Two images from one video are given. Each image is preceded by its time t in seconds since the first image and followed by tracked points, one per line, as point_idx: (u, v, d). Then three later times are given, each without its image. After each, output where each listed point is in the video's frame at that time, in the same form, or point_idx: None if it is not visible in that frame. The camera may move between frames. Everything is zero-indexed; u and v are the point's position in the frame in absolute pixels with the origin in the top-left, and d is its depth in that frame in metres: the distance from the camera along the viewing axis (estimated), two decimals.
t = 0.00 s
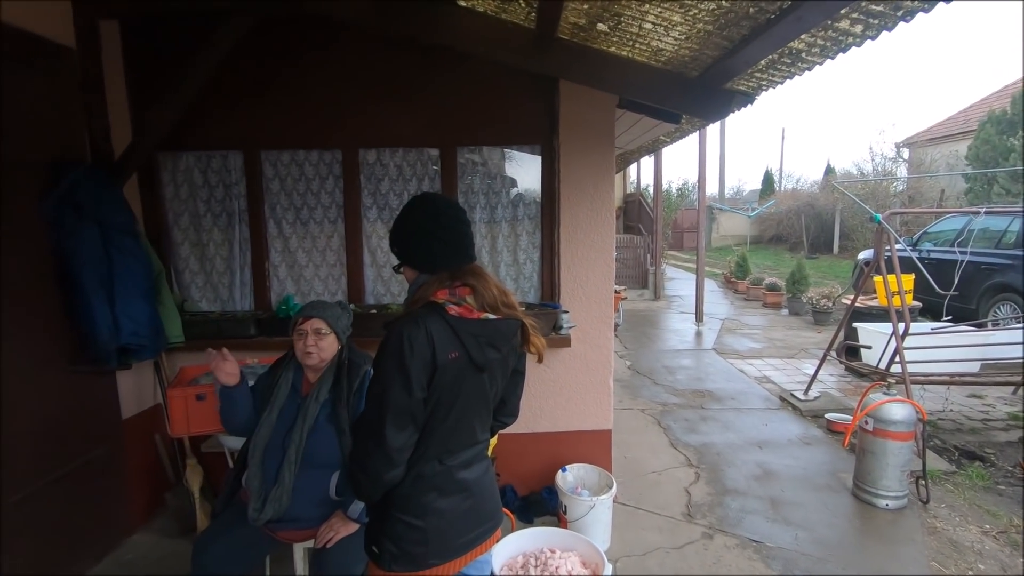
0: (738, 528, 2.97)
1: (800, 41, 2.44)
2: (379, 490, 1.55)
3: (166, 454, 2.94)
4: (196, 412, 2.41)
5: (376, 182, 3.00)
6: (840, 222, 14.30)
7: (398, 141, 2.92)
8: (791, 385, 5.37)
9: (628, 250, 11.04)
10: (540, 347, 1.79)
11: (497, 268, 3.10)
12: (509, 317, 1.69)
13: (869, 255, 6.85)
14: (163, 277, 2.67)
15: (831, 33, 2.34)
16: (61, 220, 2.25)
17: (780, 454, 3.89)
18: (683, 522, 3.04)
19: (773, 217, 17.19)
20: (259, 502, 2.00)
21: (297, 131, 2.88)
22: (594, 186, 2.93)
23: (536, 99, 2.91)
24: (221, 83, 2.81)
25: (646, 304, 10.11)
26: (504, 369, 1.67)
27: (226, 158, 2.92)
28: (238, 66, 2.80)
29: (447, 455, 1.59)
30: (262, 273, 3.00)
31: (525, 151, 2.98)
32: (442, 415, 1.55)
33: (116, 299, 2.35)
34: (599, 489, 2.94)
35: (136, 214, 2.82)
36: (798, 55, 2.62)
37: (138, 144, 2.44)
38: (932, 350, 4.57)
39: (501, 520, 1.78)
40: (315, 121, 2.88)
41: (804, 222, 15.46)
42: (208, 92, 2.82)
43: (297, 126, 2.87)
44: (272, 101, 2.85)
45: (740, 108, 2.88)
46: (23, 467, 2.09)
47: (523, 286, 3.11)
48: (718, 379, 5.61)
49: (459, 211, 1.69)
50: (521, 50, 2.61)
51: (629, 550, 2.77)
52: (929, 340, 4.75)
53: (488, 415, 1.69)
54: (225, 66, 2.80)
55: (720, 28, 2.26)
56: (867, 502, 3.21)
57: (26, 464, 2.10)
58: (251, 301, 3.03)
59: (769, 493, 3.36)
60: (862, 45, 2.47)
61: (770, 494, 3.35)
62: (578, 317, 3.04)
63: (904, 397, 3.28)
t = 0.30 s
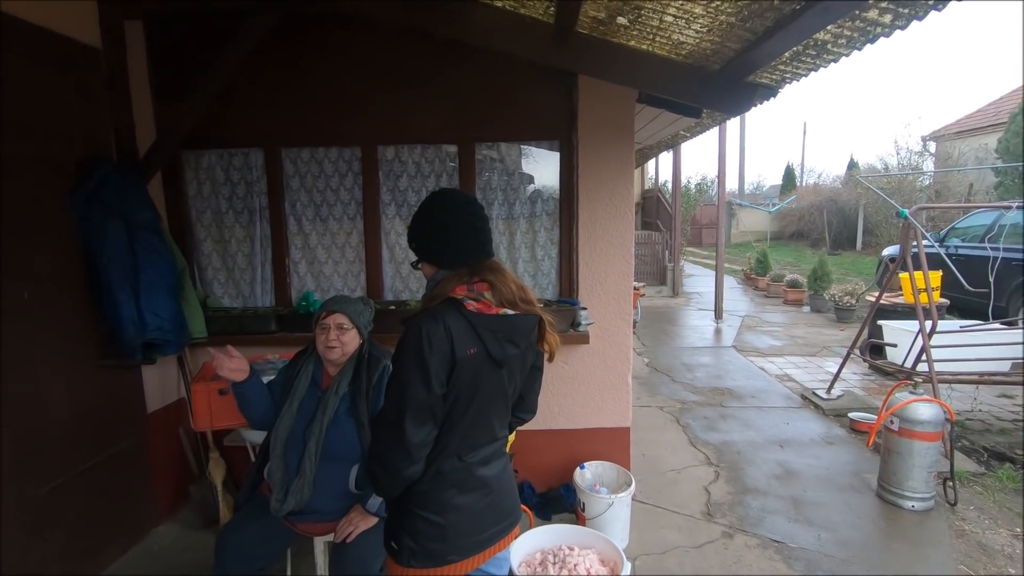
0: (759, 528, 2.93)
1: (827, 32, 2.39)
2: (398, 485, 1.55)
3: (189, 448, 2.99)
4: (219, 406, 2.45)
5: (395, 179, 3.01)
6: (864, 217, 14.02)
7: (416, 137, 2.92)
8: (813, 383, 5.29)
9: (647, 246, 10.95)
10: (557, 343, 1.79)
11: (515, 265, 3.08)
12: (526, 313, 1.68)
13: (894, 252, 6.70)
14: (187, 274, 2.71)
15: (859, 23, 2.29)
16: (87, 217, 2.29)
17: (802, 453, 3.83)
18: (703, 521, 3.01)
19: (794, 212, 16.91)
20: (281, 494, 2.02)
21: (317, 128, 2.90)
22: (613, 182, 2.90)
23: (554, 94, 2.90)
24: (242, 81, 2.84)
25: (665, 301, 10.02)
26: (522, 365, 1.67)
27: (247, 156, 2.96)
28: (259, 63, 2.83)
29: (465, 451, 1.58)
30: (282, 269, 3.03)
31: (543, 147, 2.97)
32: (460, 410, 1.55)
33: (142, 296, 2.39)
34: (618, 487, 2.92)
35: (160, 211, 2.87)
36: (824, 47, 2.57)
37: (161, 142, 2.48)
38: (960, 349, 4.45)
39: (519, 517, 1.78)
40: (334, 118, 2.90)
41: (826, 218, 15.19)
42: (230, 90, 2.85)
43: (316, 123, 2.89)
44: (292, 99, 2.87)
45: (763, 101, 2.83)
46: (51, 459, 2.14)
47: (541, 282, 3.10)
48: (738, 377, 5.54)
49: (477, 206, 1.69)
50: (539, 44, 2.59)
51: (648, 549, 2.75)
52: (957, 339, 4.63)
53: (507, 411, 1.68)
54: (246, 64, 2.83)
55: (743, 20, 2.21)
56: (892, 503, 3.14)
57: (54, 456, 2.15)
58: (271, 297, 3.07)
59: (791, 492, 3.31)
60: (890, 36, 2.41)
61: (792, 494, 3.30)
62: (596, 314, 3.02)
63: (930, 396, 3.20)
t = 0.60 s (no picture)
0: (777, 530, 2.89)
1: (850, 27, 2.35)
2: (416, 484, 1.55)
3: (209, 444, 3.03)
4: (239, 404, 2.47)
5: (410, 178, 3.02)
6: (885, 215, 13.78)
7: (432, 136, 2.93)
8: (832, 384, 5.21)
9: (662, 245, 10.88)
10: (569, 342, 1.80)
11: (530, 264, 3.07)
12: (541, 311, 1.68)
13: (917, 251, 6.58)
14: (206, 274, 2.74)
15: (884, 16, 2.24)
16: (110, 216, 2.33)
17: (821, 455, 3.77)
18: (719, 522, 2.98)
19: (813, 211, 16.67)
20: (300, 491, 2.03)
21: (334, 127, 2.91)
22: (629, 181, 2.88)
23: (572, 91, 2.88)
24: (261, 81, 2.87)
25: (679, 300, 9.95)
26: (538, 363, 1.66)
27: (265, 155, 2.98)
28: (278, 63, 2.86)
29: (482, 450, 1.58)
30: (299, 268, 3.05)
31: (560, 146, 2.96)
32: (477, 409, 1.54)
33: (163, 294, 2.43)
34: (633, 488, 2.91)
35: (180, 211, 2.91)
36: (847, 42, 2.53)
37: (180, 142, 2.51)
38: (985, 350, 4.36)
39: (536, 516, 1.77)
40: (351, 117, 2.91)
41: (845, 216, 14.96)
42: (250, 90, 2.88)
43: (333, 122, 2.91)
44: (309, 98, 2.89)
45: (783, 97, 2.79)
46: (74, 454, 2.18)
47: (557, 281, 3.09)
48: (755, 377, 5.48)
49: (492, 204, 1.68)
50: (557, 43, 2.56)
51: (664, 550, 2.73)
52: (982, 339, 4.53)
53: (523, 409, 1.68)
54: (265, 65, 2.85)
55: (763, 15, 2.16)
56: (914, 507, 3.08)
57: (76, 451, 2.19)
58: (289, 295, 3.10)
59: (810, 495, 3.27)
60: (916, 30, 2.36)
61: (811, 496, 3.25)
62: (612, 313, 3.00)
63: (955, 399, 3.13)
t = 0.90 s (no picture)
0: (796, 534, 2.85)
1: (875, 22, 2.31)
2: (433, 484, 1.55)
3: (227, 440, 3.06)
4: (258, 400, 2.50)
5: (427, 176, 3.02)
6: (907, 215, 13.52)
7: (448, 135, 2.93)
8: (852, 386, 5.13)
9: (678, 244, 10.80)
10: (592, 339, 1.77)
11: (546, 263, 3.06)
12: (560, 310, 1.67)
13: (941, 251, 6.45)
14: (225, 271, 2.77)
15: (910, 11, 2.20)
16: (133, 215, 2.37)
17: (841, 458, 3.72)
18: (736, 525, 2.95)
19: (832, 210, 16.42)
20: (317, 488, 2.05)
21: (351, 126, 2.93)
22: (646, 180, 2.86)
23: (589, 88, 2.87)
24: (279, 81, 2.89)
25: (695, 300, 9.87)
26: (556, 362, 1.66)
27: (283, 154, 3.01)
28: (296, 63, 2.88)
29: (500, 450, 1.58)
30: (317, 266, 3.08)
31: (577, 145, 2.94)
32: (495, 409, 1.54)
33: (184, 291, 2.46)
34: (649, 488, 2.89)
35: (200, 209, 2.95)
36: (871, 37, 2.49)
37: (200, 141, 2.54)
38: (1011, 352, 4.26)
39: (553, 516, 1.76)
40: (368, 117, 2.92)
41: (865, 215, 14.71)
42: (268, 90, 2.91)
43: (351, 121, 2.92)
44: (327, 97, 2.91)
45: (805, 94, 2.75)
46: (96, 449, 2.22)
47: (573, 281, 3.07)
48: (773, 378, 5.41)
49: (510, 202, 1.68)
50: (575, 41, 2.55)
51: (680, 552, 2.70)
52: (1008, 342, 4.43)
53: (541, 409, 1.67)
54: (283, 65, 2.88)
55: (785, 11, 2.12)
56: (938, 512, 3.02)
57: (98, 445, 2.22)
58: (306, 293, 3.12)
59: (829, 498, 3.22)
60: (943, 24, 2.31)
61: (831, 500, 3.20)
62: (628, 313, 2.98)
63: (979, 402, 3.07)
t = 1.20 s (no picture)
0: (820, 539, 2.80)
1: (910, 17, 2.25)
2: (458, 482, 1.55)
3: (252, 434, 3.11)
4: (281, 395, 2.53)
5: (449, 174, 3.03)
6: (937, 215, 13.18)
7: (470, 133, 2.93)
8: (879, 389, 5.02)
9: (699, 244, 10.69)
10: (618, 339, 1.75)
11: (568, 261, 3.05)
12: (586, 309, 1.65)
13: (973, 252, 6.27)
14: (250, 268, 2.80)
15: (948, 5, 2.14)
16: (162, 212, 2.41)
17: (867, 463, 3.64)
18: (759, 528, 2.91)
19: (858, 209, 16.10)
20: (340, 485, 2.07)
21: (374, 124, 2.95)
22: (670, 177, 2.82)
23: (612, 86, 2.84)
24: (304, 80, 2.92)
25: (716, 300, 9.76)
26: (581, 362, 1.65)
27: (307, 152, 3.04)
28: (321, 62, 2.90)
29: (524, 450, 1.57)
30: (340, 263, 3.10)
31: (600, 143, 2.92)
32: (520, 408, 1.53)
33: (210, 287, 2.50)
34: (670, 490, 2.86)
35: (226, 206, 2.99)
36: (906, 31, 2.43)
37: (227, 140, 2.57)
38: None
39: (576, 517, 1.76)
40: (391, 115, 2.93)
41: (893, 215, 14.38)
42: (294, 88, 2.94)
43: (374, 119, 2.94)
44: (350, 95, 2.93)
45: (835, 90, 2.70)
46: (125, 441, 2.27)
47: (594, 279, 3.05)
48: (797, 380, 5.33)
49: (536, 200, 1.67)
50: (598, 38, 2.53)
51: (702, 555, 2.67)
52: None
53: (565, 409, 1.66)
54: (308, 63, 2.90)
55: (817, 5, 2.07)
56: (970, 520, 2.93)
57: (127, 437, 2.27)
58: (329, 290, 3.15)
59: (855, 504, 3.15)
60: (981, 18, 2.25)
61: (857, 506, 3.13)
62: (651, 312, 2.95)
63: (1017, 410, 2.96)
